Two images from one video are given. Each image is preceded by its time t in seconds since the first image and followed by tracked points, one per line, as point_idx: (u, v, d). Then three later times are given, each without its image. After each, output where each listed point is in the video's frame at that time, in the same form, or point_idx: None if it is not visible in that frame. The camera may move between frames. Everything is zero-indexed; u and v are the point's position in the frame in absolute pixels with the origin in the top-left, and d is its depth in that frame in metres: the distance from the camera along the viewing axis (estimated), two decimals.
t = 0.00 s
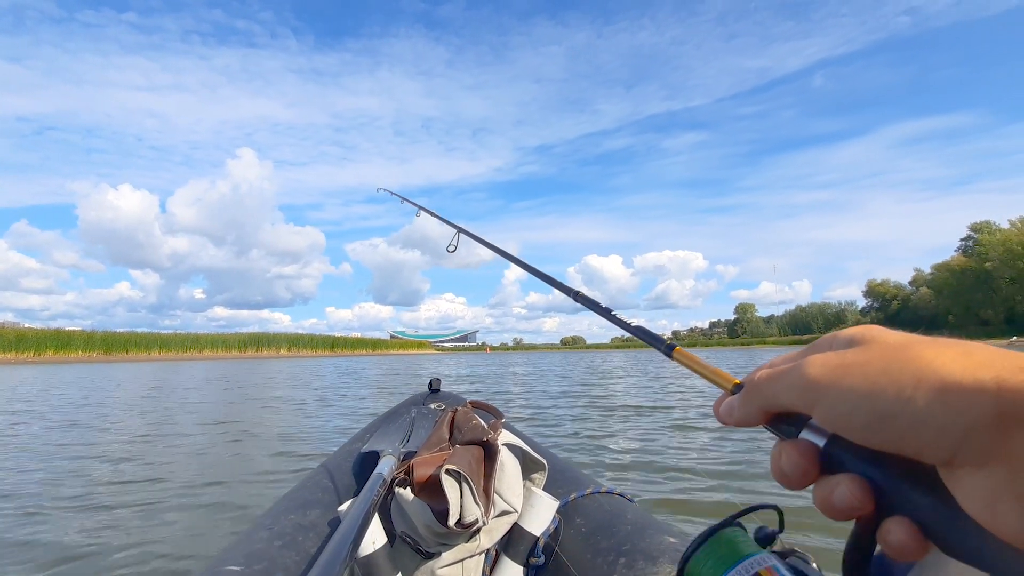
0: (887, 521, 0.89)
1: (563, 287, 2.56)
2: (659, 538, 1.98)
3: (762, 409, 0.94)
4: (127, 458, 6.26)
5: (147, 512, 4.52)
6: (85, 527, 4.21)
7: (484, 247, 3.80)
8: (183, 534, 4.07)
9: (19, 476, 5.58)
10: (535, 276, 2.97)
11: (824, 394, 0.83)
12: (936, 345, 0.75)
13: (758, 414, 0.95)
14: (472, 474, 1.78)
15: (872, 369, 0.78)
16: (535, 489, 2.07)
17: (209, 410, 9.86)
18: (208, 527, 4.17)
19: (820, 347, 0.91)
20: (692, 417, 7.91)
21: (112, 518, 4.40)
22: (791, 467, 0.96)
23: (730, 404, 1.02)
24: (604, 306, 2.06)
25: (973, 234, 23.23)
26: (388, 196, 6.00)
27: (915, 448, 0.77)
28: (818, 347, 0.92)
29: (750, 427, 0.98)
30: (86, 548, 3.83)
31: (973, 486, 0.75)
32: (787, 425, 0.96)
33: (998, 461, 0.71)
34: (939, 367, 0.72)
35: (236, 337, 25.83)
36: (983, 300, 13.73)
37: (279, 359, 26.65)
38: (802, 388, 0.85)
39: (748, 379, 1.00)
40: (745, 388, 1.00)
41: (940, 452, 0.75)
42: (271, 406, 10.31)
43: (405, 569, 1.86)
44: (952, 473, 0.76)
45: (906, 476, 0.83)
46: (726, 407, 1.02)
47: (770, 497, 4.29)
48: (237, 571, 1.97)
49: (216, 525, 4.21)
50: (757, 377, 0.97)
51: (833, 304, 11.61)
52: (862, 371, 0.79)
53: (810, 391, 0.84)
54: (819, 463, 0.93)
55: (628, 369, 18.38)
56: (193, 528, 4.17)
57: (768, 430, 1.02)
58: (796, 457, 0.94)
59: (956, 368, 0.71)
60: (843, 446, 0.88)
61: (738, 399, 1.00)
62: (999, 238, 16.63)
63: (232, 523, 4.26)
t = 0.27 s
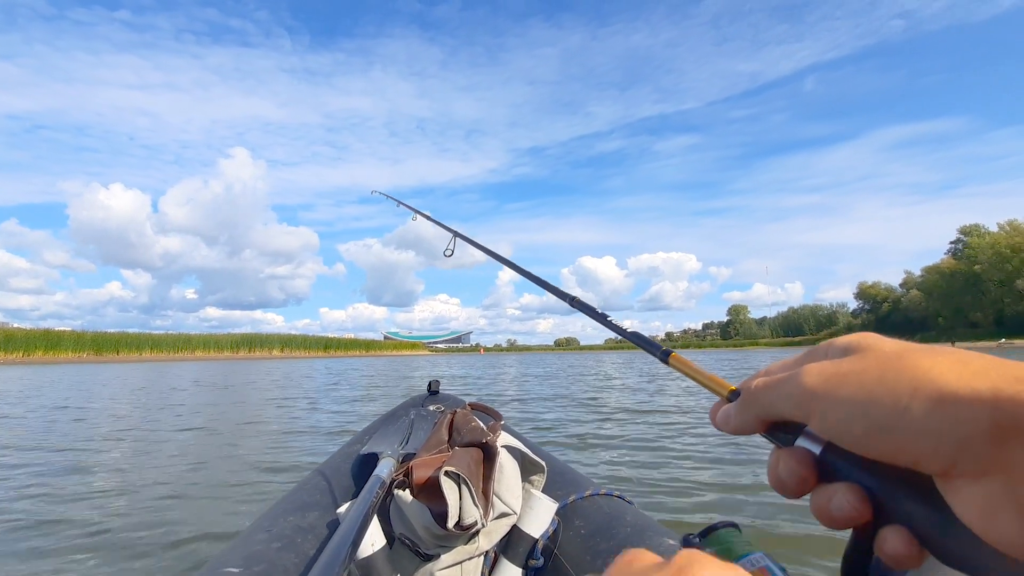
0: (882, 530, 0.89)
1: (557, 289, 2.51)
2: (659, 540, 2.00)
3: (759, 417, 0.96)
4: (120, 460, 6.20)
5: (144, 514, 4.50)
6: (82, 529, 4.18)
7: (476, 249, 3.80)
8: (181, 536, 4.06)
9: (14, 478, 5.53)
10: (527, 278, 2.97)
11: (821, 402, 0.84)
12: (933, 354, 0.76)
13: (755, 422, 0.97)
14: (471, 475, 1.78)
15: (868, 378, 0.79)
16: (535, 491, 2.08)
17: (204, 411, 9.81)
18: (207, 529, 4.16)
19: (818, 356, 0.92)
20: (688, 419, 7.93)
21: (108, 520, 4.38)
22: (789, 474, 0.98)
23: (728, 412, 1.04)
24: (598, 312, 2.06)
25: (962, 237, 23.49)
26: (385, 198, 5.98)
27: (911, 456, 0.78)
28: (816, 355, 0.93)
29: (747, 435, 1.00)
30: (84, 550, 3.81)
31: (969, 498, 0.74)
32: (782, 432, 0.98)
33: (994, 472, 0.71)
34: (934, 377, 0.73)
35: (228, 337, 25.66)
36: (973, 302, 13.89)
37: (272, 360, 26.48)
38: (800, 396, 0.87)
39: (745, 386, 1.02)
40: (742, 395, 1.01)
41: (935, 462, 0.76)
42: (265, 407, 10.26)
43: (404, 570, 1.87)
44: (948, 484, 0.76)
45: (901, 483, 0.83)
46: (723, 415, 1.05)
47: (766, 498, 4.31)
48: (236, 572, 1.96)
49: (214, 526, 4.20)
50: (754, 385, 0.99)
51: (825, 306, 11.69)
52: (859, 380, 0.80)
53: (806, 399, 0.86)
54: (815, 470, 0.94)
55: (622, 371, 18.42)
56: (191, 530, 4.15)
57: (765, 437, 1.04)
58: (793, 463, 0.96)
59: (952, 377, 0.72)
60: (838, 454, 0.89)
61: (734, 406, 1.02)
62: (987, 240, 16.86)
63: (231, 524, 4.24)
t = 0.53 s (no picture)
0: (873, 537, 0.90)
1: (549, 297, 2.50)
2: (654, 542, 2.01)
3: (751, 426, 0.95)
4: (111, 461, 6.16)
5: (139, 514, 4.48)
6: (76, 529, 4.16)
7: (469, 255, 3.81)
8: (176, 535, 4.04)
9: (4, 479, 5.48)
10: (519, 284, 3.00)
11: (813, 409, 0.84)
12: (922, 361, 0.77)
13: (747, 432, 0.96)
14: (466, 477, 1.78)
15: (860, 385, 0.80)
16: (531, 492, 2.08)
17: (196, 412, 9.76)
18: (203, 528, 4.15)
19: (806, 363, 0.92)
20: (681, 421, 7.96)
21: (102, 520, 4.35)
22: (777, 484, 0.97)
23: (718, 420, 1.02)
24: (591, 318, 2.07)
25: (950, 241, 23.84)
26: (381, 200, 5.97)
27: (902, 464, 0.78)
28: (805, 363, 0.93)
29: (738, 444, 0.99)
30: (78, 549, 3.79)
31: (960, 505, 0.75)
32: (773, 441, 0.97)
33: (985, 478, 0.72)
34: (925, 384, 0.74)
35: (219, 338, 25.48)
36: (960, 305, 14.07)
37: (264, 360, 26.33)
38: (791, 403, 0.86)
39: (736, 394, 1.02)
40: (732, 404, 1.01)
41: (928, 469, 0.76)
42: (257, 408, 10.22)
43: (400, 570, 1.87)
44: (940, 492, 0.77)
45: (893, 491, 0.84)
46: (714, 423, 1.03)
47: (758, 500, 4.34)
48: (230, 574, 1.97)
49: (210, 526, 4.20)
50: (744, 392, 0.98)
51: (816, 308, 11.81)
52: (851, 386, 0.80)
53: (799, 406, 0.85)
54: (807, 480, 0.94)
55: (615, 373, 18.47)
56: (187, 530, 4.14)
57: (756, 446, 1.03)
58: (783, 473, 0.95)
59: (943, 384, 0.73)
60: (831, 463, 0.89)
61: (725, 415, 1.01)
62: (973, 244, 17.09)
63: (227, 524, 4.23)
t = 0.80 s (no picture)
0: (863, 520, 0.91)
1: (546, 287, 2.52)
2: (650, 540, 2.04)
3: (742, 409, 0.96)
4: (99, 462, 6.09)
5: (133, 515, 4.45)
6: (70, 531, 4.12)
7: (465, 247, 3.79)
8: (172, 536, 4.02)
9: None
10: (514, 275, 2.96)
11: (802, 393, 0.85)
12: (910, 346, 0.77)
13: (739, 415, 0.97)
14: (464, 475, 1.78)
15: (848, 368, 0.80)
16: (528, 491, 2.09)
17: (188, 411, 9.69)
18: (199, 528, 4.13)
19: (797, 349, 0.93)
20: (676, 421, 7.97)
21: (96, 522, 4.32)
22: (770, 468, 0.98)
23: (710, 405, 1.03)
24: (586, 309, 2.08)
25: (938, 243, 24.12)
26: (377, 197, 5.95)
27: (888, 446, 0.79)
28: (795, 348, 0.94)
29: (731, 427, 1.00)
30: (72, 552, 3.75)
31: (945, 485, 0.76)
32: (765, 425, 0.98)
33: (970, 458, 0.72)
34: (911, 366, 0.75)
35: (209, 338, 25.25)
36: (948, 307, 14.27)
37: (254, 360, 26.09)
38: (781, 387, 0.87)
39: (727, 379, 1.02)
40: (724, 388, 1.01)
41: (914, 450, 0.77)
42: (247, 408, 10.14)
43: (396, 570, 1.86)
44: (926, 471, 0.78)
45: (882, 475, 0.85)
46: (706, 408, 1.04)
47: (752, 501, 4.37)
48: (226, 572, 1.96)
49: (207, 525, 4.18)
50: (736, 376, 0.99)
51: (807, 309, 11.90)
52: (839, 370, 0.81)
53: (789, 389, 0.86)
54: (798, 464, 0.95)
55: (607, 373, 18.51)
56: (182, 530, 4.11)
57: (747, 430, 1.04)
58: (775, 457, 0.96)
59: (931, 367, 0.73)
60: (821, 447, 0.90)
61: (717, 399, 1.01)
62: (959, 248, 17.39)
63: (223, 524, 4.21)
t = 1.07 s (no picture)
0: (863, 520, 0.92)
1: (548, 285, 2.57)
2: (650, 541, 2.03)
3: (743, 410, 0.97)
4: (90, 463, 6.03)
5: (131, 515, 4.43)
6: (63, 532, 4.09)
7: (469, 245, 3.82)
8: (170, 536, 4.01)
9: None
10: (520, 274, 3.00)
11: (803, 394, 0.85)
12: (910, 346, 0.78)
13: (740, 415, 0.98)
14: (463, 476, 1.78)
15: (847, 369, 0.81)
16: (526, 492, 2.09)
17: (181, 412, 9.64)
18: (198, 528, 4.12)
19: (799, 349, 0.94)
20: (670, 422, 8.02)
21: (93, 522, 4.29)
22: (772, 468, 0.99)
23: (712, 405, 1.04)
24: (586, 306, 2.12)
25: (927, 246, 24.44)
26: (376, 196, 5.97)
27: (889, 448, 0.80)
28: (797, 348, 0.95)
29: (733, 427, 1.01)
30: (69, 552, 3.73)
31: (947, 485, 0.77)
32: (766, 426, 0.99)
33: (971, 459, 0.73)
34: (911, 368, 0.75)
35: (200, 339, 25.09)
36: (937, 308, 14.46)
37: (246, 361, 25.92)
38: (782, 388, 0.88)
39: (729, 378, 1.03)
40: (726, 388, 1.02)
41: (915, 451, 0.78)
42: (239, 409, 10.07)
43: (395, 570, 1.86)
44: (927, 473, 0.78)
45: (883, 475, 0.86)
46: (708, 408, 1.05)
47: (748, 501, 4.40)
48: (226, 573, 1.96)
49: (206, 525, 4.17)
50: (738, 376, 0.99)
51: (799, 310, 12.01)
52: (840, 372, 0.81)
53: (790, 391, 0.87)
54: (800, 464, 0.96)
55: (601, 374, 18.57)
56: (180, 530, 4.10)
57: (748, 429, 1.05)
58: (776, 457, 0.97)
59: (931, 369, 0.74)
60: (822, 447, 0.91)
61: (719, 400, 1.02)
62: (948, 249, 17.64)
63: (221, 524, 4.20)
